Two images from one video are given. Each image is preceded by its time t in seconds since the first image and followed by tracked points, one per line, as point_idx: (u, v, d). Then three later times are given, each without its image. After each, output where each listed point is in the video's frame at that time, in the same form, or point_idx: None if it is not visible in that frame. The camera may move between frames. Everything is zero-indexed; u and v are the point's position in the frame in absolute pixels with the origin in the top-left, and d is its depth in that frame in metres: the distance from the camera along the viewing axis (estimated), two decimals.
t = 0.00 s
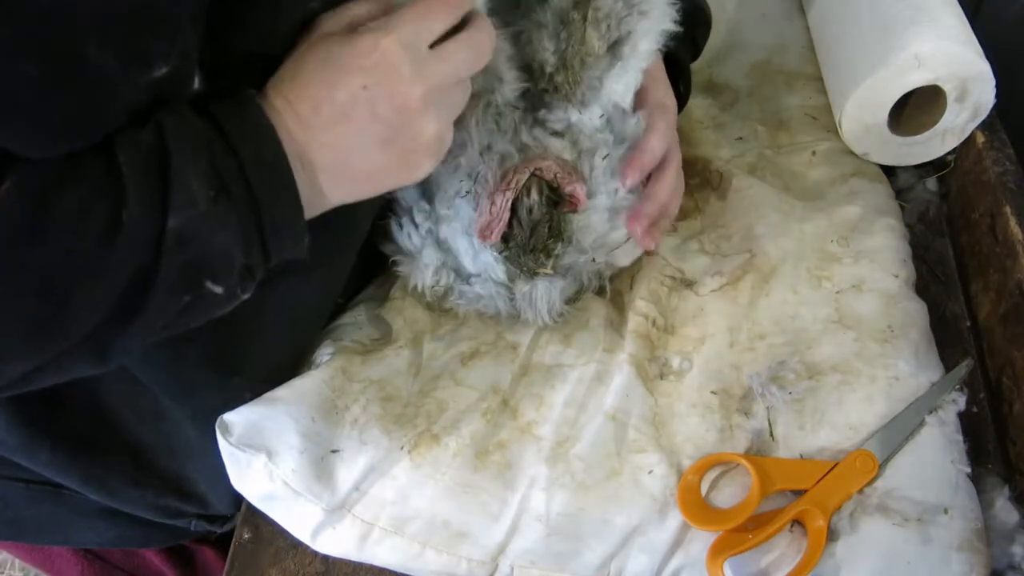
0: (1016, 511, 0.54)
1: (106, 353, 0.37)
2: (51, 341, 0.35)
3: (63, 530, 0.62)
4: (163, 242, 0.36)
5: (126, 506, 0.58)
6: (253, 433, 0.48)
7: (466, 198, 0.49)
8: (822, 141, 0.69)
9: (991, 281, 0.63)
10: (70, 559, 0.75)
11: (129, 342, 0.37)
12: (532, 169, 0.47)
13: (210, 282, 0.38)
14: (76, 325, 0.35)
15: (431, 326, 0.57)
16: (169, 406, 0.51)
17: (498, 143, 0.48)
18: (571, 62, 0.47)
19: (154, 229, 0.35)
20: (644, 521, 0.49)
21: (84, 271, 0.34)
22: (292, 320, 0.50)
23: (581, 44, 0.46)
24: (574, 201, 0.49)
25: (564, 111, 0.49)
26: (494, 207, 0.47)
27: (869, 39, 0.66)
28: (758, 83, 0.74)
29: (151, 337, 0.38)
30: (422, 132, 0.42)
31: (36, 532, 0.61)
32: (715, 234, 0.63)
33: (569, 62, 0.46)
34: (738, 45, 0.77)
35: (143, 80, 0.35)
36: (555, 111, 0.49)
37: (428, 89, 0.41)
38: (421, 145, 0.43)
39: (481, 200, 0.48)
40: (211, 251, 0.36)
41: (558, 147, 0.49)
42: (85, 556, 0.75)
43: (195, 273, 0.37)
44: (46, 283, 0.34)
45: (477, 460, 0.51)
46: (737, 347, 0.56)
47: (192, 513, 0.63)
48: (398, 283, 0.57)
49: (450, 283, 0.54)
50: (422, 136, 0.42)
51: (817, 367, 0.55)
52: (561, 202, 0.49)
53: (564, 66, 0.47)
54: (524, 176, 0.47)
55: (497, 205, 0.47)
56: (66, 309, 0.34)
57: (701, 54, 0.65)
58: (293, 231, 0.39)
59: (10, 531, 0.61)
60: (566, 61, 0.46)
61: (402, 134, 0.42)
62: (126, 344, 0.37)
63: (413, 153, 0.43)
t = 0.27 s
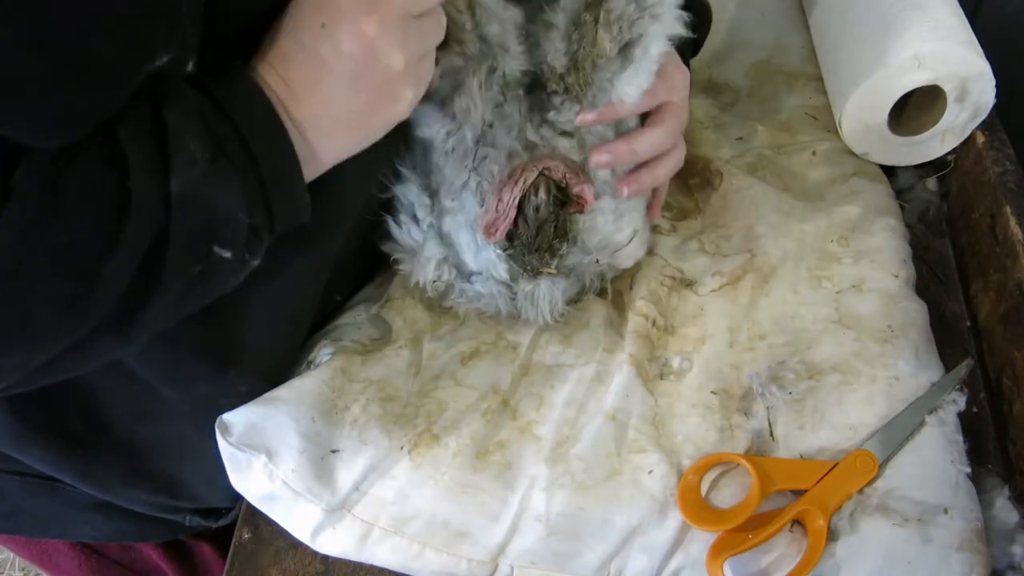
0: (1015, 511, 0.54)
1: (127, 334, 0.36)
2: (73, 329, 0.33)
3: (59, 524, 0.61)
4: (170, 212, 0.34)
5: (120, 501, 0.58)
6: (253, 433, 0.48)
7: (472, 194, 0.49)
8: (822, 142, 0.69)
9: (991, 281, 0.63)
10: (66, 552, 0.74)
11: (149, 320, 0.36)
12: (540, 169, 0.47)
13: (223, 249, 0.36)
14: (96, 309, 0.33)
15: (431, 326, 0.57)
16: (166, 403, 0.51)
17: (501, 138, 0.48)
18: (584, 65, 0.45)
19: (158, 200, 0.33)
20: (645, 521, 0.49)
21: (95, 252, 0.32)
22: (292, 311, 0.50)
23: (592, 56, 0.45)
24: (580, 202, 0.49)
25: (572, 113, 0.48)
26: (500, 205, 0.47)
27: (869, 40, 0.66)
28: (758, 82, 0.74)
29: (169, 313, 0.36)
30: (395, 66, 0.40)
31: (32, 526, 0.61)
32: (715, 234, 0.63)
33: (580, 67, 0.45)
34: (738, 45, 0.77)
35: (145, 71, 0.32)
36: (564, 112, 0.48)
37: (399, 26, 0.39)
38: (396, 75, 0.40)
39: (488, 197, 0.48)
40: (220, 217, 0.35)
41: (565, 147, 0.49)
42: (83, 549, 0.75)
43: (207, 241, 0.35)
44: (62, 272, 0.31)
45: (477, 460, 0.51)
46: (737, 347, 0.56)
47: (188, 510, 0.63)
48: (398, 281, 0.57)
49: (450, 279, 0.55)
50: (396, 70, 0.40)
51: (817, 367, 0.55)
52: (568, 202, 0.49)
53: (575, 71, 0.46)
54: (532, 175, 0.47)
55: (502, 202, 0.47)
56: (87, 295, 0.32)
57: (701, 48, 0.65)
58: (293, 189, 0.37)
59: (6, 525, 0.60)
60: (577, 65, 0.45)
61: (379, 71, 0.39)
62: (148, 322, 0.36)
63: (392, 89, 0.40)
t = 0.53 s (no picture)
0: (1015, 511, 0.54)
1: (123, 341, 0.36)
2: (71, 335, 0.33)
3: (56, 522, 0.61)
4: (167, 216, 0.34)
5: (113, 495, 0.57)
6: (253, 434, 0.48)
7: (476, 195, 0.50)
8: (822, 141, 0.69)
9: (991, 281, 0.63)
10: (62, 549, 0.75)
11: (147, 322, 0.36)
12: (545, 171, 0.48)
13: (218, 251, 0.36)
14: (94, 314, 0.33)
15: (431, 326, 0.57)
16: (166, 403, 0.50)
17: (506, 139, 0.49)
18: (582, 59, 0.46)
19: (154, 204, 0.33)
20: (645, 521, 0.49)
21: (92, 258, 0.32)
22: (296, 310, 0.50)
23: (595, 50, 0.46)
24: (585, 203, 0.49)
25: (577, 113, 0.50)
26: (505, 205, 0.48)
27: (869, 40, 0.66)
28: (758, 82, 0.74)
29: (166, 317, 0.37)
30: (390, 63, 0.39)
31: (29, 523, 0.61)
32: (715, 234, 0.63)
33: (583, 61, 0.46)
34: (738, 45, 0.77)
35: (141, 77, 0.32)
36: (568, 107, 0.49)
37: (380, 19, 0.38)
38: (391, 75, 0.40)
39: (492, 199, 0.49)
40: (214, 219, 0.35)
41: (568, 148, 0.50)
42: (78, 546, 0.75)
43: (200, 243, 0.36)
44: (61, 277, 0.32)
45: (477, 460, 0.51)
46: (737, 347, 0.56)
47: (182, 508, 0.63)
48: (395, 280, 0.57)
49: (453, 280, 0.55)
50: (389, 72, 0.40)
51: (817, 367, 0.55)
52: (573, 204, 0.49)
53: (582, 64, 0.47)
54: (537, 177, 0.48)
55: (507, 203, 0.48)
56: (83, 300, 0.33)
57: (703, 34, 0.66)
58: (287, 191, 0.38)
59: (3, 522, 0.60)
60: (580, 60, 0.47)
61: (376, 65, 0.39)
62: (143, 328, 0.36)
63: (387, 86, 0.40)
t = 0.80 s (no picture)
0: (1016, 512, 0.54)
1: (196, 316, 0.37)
2: (152, 315, 0.34)
3: (55, 520, 0.61)
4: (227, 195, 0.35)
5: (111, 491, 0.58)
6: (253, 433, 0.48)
7: (493, 191, 0.49)
8: (822, 141, 0.69)
9: (991, 281, 0.63)
10: (61, 548, 0.75)
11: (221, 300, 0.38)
12: (566, 172, 0.48)
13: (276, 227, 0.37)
14: (174, 291, 0.34)
15: (431, 326, 0.57)
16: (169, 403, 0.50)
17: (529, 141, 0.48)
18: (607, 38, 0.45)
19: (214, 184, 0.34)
20: (645, 521, 0.49)
21: (164, 243, 0.33)
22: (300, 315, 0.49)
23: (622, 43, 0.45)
24: (603, 207, 0.50)
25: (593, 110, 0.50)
26: (524, 205, 0.47)
27: (869, 40, 0.66)
28: (759, 82, 0.74)
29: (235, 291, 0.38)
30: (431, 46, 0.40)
31: (28, 521, 0.61)
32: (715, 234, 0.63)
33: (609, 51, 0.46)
34: (738, 44, 0.77)
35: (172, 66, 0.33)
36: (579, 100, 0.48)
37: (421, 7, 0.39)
38: (435, 61, 0.40)
39: (510, 198, 0.48)
40: (271, 195, 0.36)
41: (585, 149, 0.49)
42: (77, 545, 0.75)
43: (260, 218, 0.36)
44: (136, 262, 0.33)
45: (477, 460, 0.51)
46: (737, 347, 0.56)
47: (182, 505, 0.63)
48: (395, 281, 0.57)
49: (460, 276, 0.54)
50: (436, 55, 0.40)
51: (817, 367, 0.55)
52: (591, 207, 0.50)
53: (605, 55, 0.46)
54: (558, 177, 0.47)
55: (526, 204, 0.47)
56: (161, 283, 0.34)
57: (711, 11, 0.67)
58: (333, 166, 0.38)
59: (0, 520, 0.60)
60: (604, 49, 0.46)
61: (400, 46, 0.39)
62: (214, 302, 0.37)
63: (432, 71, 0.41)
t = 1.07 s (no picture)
0: (1015, 511, 0.54)
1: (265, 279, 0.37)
2: (233, 280, 0.34)
3: (54, 517, 0.61)
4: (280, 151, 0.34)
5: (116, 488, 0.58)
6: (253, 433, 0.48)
7: (506, 173, 0.49)
8: (822, 141, 0.69)
9: (991, 281, 0.63)
10: (62, 546, 0.75)
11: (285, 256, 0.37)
12: (579, 160, 0.48)
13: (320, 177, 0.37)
14: (249, 252, 0.34)
15: (431, 324, 0.57)
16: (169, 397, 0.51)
17: (542, 123, 0.49)
18: None
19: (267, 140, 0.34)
20: (645, 521, 0.49)
21: (232, 206, 0.33)
22: (302, 295, 0.50)
23: None
24: (613, 196, 0.51)
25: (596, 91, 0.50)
26: (536, 190, 0.48)
27: (869, 40, 0.66)
28: (759, 82, 0.74)
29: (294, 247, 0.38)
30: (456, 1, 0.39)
31: (28, 518, 0.61)
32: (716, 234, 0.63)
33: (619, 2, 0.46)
34: (738, 44, 0.77)
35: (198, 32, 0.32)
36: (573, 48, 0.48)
37: None
38: (452, 8, 0.40)
39: (521, 181, 0.48)
40: (317, 145, 0.36)
41: (596, 138, 0.50)
42: (78, 543, 0.75)
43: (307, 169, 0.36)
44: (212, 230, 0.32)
45: (478, 460, 0.50)
46: (737, 347, 0.56)
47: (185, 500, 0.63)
48: (397, 277, 0.57)
49: (463, 261, 0.53)
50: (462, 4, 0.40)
51: (817, 367, 0.55)
52: (601, 195, 0.50)
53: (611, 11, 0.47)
54: (571, 165, 0.48)
55: (538, 189, 0.48)
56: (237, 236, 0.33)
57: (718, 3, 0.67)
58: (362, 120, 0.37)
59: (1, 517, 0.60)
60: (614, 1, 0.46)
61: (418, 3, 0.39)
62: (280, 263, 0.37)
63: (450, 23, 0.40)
